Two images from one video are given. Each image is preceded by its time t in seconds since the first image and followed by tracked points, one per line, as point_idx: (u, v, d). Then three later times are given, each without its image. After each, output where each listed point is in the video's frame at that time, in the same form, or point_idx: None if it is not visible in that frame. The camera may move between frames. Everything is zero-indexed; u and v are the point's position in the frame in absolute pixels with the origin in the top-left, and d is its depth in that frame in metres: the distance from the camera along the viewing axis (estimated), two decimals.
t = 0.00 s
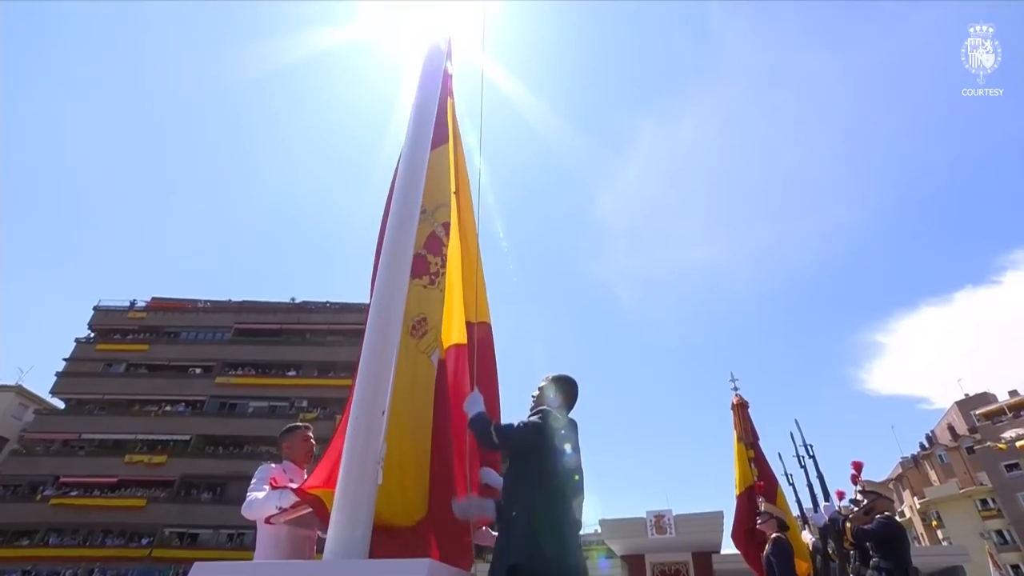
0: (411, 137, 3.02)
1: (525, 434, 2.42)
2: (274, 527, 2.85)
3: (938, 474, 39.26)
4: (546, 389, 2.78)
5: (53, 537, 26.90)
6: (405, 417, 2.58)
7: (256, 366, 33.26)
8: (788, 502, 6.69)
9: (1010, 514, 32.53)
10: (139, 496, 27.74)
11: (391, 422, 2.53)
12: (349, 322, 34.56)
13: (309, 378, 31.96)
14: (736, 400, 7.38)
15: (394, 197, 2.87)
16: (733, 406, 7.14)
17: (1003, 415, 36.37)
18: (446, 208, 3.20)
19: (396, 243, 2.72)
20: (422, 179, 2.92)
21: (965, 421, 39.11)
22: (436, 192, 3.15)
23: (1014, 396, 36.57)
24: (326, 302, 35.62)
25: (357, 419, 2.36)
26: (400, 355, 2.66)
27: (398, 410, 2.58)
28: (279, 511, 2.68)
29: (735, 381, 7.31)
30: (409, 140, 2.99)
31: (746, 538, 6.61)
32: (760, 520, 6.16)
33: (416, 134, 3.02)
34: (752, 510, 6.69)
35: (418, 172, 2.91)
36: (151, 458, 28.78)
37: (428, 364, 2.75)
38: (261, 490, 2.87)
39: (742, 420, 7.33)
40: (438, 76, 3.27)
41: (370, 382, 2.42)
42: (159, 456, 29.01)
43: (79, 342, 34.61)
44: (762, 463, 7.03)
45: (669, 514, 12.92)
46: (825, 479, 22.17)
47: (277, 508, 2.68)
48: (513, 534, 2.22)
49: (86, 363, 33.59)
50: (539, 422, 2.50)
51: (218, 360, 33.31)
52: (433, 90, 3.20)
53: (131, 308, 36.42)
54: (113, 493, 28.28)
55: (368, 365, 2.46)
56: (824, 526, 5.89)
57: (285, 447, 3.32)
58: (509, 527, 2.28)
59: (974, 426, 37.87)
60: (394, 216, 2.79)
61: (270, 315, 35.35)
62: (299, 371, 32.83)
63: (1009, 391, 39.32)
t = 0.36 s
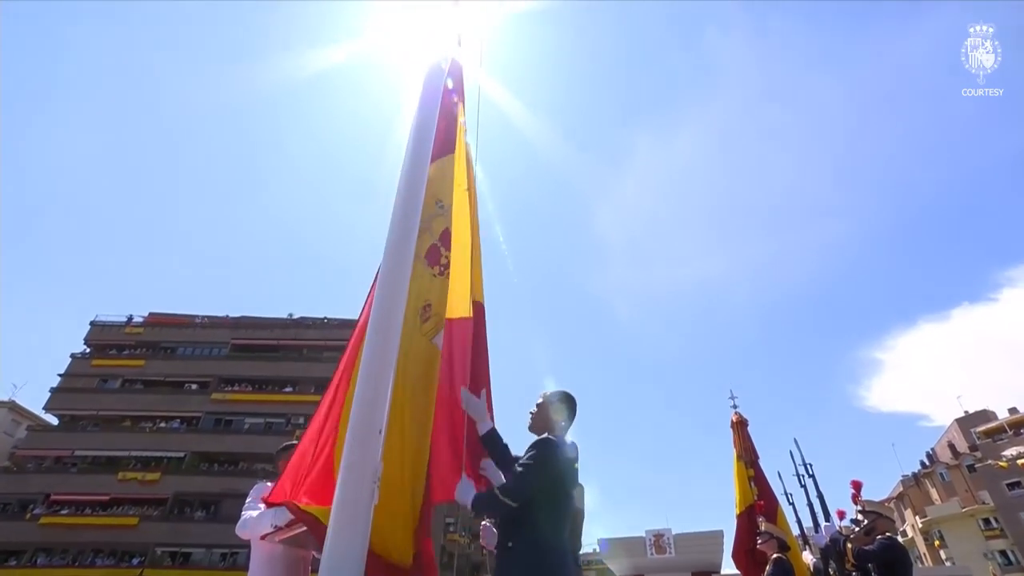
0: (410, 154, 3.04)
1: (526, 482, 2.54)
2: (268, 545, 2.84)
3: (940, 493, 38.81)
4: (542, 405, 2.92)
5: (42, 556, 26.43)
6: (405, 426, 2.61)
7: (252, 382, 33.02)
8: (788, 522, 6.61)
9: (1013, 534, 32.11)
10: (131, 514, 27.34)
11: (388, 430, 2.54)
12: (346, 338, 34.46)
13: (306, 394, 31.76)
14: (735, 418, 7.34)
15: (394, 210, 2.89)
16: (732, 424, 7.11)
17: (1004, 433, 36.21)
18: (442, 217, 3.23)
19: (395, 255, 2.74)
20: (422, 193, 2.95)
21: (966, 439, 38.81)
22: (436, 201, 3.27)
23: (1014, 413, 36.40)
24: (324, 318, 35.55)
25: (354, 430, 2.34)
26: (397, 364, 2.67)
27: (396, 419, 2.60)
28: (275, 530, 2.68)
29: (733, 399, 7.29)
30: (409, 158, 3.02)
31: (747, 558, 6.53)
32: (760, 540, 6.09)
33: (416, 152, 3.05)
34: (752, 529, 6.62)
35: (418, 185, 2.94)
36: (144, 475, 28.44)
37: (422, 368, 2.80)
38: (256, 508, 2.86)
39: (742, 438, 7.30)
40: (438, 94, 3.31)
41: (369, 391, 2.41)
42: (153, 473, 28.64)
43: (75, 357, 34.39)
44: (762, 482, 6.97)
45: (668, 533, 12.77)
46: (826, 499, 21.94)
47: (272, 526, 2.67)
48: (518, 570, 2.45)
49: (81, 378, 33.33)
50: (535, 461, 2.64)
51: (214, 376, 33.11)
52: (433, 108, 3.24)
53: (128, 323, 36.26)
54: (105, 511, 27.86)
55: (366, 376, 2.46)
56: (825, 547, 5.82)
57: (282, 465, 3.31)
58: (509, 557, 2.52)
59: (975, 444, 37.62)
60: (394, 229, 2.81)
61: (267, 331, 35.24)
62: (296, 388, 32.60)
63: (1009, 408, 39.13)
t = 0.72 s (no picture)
0: (410, 172, 3.04)
1: (528, 499, 2.61)
2: (263, 563, 2.81)
3: (943, 509, 38.43)
4: (535, 421, 3.08)
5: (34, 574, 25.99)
6: (406, 435, 2.67)
7: (250, 397, 32.84)
8: (791, 539, 6.53)
9: (1019, 552, 31.72)
10: (125, 530, 26.96)
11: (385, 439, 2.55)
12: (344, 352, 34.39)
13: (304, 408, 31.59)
14: (736, 433, 7.30)
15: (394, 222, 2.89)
16: (733, 439, 7.07)
17: (1005, 448, 36.05)
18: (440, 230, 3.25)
19: (397, 265, 2.73)
20: (423, 205, 2.97)
21: (968, 454, 38.58)
22: (433, 212, 3.32)
23: (1015, 429, 36.28)
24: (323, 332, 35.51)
25: (354, 438, 2.31)
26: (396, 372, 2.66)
27: (394, 427, 2.64)
28: (269, 548, 2.65)
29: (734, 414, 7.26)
30: (409, 173, 3.01)
31: None
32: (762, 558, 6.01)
33: (416, 168, 3.06)
34: (754, 547, 6.53)
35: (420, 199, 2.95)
36: (139, 490, 28.10)
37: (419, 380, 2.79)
38: (251, 526, 2.83)
39: (742, 453, 7.24)
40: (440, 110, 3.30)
41: (369, 397, 2.39)
42: (148, 488, 28.30)
43: (71, 371, 34.19)
44: (763, 498, 6.90)
45: (669, 550, 12.60)
46: (829, 517, 21.73)
47: (267, 545, 2.64)
48: None
49: (77, 393, 33.11)
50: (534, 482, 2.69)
51: (212, 391, 32.92)
52: (434, 123, 3.24)
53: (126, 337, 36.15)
54: (98, 527, 27.51)
55: (366, 382, 2.44)
56: (827, 566, 5.75)
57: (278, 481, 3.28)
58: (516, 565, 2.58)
59: (977, 459, 37.33)
60: (394, 241, 2.81)
61: (266, 345, 35.15)
62: (294, 402, 32.43)
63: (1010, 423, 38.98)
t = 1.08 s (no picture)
0: (410, 188, 3.07)
1: (534, 524, 2.54)
2: None
3: (946, 525, 37.98)
4: (535, 440, 3.06)
5: None
6: (405, 450, 2.65)
7: (248, 411, 32.65)
8: (793, 556, 6.46)
9: None
10: (119, 546, 26.57)
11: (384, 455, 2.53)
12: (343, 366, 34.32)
13: (302, 423, 31.41)
14: (736, 448, 7.25)
15: (394, 236, 2.92)
16: (733, 454, 7.03)
17: (1007, 464, 35.87)
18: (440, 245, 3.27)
19: (397, 279, 2.74)
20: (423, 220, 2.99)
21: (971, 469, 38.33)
22: (433, 224, 3.33)
23: (1016, 443, 36.10)
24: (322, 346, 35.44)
25: (353, 454, 2.30)
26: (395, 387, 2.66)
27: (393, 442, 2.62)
28: (266, 567, 2.61)
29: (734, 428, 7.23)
30: (409, 189, 3.03)
31: None
32: None
33: (417, 184, 3.08)
34: (757, 564, 6.45)
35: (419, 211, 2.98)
36: (135, 505, 27.77)
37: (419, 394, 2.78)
38: (247, 544, 2.80)
39: (742, 468, 7.20)
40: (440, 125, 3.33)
41: (368, 408, 2.39)
42: (144, 504, 27.97)
43: (69, 385, 33.99)
44: (765, 514, 6.84)
45: (670, 567, 12.51)
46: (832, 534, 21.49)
47: (263, 564, 2.61)
48: None
49: (74, 407, 32.88)
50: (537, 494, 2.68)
51: (210, 405, 32.74)
52: (435, 138, 3.27)
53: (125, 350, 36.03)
54: (92, 544, 27.13)
55: (366, 395, 2.45)
56: None
57: (274, 499, 3.25)
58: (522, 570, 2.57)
59: (980, 475, 37.09)
60: (394, 254, 2.83)
61: (264, 358, 35.05)
62: (292, 416, 32.24)
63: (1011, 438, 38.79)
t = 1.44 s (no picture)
0: (411, 201, 3.09)
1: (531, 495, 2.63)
2: None
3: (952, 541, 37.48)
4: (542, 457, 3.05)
5: None
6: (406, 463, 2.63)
7: (247, 425, 32.46)
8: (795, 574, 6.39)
9: None
10: (113, 563, 26.17)
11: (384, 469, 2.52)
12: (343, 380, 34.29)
13: (301, 437, 31.24)
14: (736, 463, 7.20)
15: (395, 248, 2.94)
16: (733, 469, 6.98)
17: (1012, 479, 35.56)
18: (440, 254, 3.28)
19: (398, 291, 2.76)
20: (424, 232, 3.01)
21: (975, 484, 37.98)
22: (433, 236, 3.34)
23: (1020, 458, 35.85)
24: (321, 360, 35.35)
25: (352, 468, 2.30)
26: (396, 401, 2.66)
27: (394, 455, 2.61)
28: None
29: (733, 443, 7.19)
30: (411, 203, 3.06)
31: None
32: None
33: (418, 199, 3.10)
34: None
35: (421, 223, 2.99)
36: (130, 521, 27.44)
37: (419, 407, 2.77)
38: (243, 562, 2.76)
39: (742, 484, 7.13)
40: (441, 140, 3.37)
41: (368, 421, 2.39)
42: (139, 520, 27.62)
43: (66, 399, 33.79)
44: (766, 531, 6.77)
45: None
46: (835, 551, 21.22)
47: None
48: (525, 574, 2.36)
49: (70, 421, 32.64)
50: (530, 482, 2.74)
51: (208, 419, 32.55)
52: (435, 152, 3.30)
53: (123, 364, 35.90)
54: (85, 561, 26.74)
55: (366, 408, 2.45)
56: None
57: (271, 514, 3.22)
58: (514, 559, 2.60)
59: (984, 490, 36.75)
60: (395, 267, 2.85)
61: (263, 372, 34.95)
62: (291, 431, 32.07)
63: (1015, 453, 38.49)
